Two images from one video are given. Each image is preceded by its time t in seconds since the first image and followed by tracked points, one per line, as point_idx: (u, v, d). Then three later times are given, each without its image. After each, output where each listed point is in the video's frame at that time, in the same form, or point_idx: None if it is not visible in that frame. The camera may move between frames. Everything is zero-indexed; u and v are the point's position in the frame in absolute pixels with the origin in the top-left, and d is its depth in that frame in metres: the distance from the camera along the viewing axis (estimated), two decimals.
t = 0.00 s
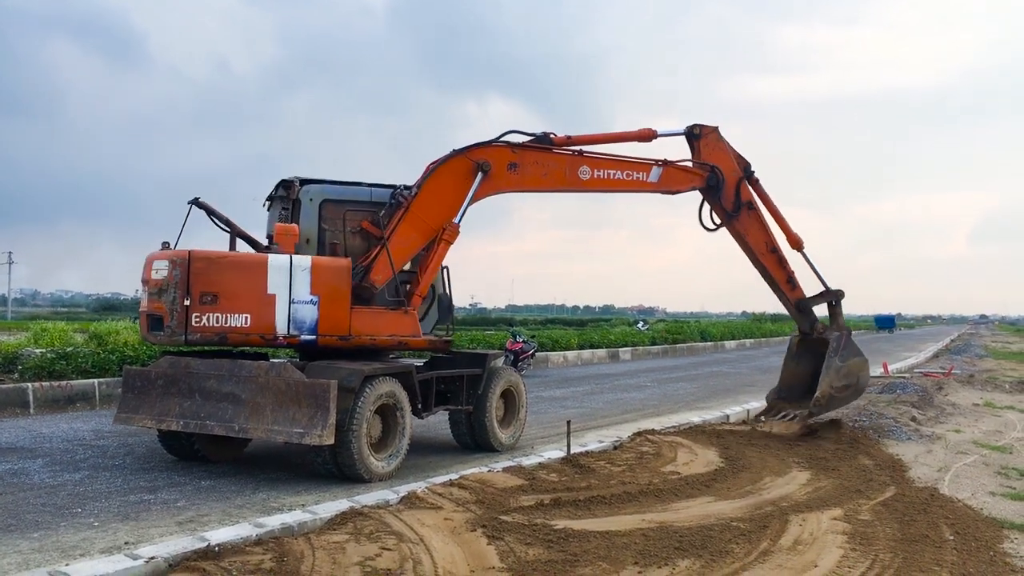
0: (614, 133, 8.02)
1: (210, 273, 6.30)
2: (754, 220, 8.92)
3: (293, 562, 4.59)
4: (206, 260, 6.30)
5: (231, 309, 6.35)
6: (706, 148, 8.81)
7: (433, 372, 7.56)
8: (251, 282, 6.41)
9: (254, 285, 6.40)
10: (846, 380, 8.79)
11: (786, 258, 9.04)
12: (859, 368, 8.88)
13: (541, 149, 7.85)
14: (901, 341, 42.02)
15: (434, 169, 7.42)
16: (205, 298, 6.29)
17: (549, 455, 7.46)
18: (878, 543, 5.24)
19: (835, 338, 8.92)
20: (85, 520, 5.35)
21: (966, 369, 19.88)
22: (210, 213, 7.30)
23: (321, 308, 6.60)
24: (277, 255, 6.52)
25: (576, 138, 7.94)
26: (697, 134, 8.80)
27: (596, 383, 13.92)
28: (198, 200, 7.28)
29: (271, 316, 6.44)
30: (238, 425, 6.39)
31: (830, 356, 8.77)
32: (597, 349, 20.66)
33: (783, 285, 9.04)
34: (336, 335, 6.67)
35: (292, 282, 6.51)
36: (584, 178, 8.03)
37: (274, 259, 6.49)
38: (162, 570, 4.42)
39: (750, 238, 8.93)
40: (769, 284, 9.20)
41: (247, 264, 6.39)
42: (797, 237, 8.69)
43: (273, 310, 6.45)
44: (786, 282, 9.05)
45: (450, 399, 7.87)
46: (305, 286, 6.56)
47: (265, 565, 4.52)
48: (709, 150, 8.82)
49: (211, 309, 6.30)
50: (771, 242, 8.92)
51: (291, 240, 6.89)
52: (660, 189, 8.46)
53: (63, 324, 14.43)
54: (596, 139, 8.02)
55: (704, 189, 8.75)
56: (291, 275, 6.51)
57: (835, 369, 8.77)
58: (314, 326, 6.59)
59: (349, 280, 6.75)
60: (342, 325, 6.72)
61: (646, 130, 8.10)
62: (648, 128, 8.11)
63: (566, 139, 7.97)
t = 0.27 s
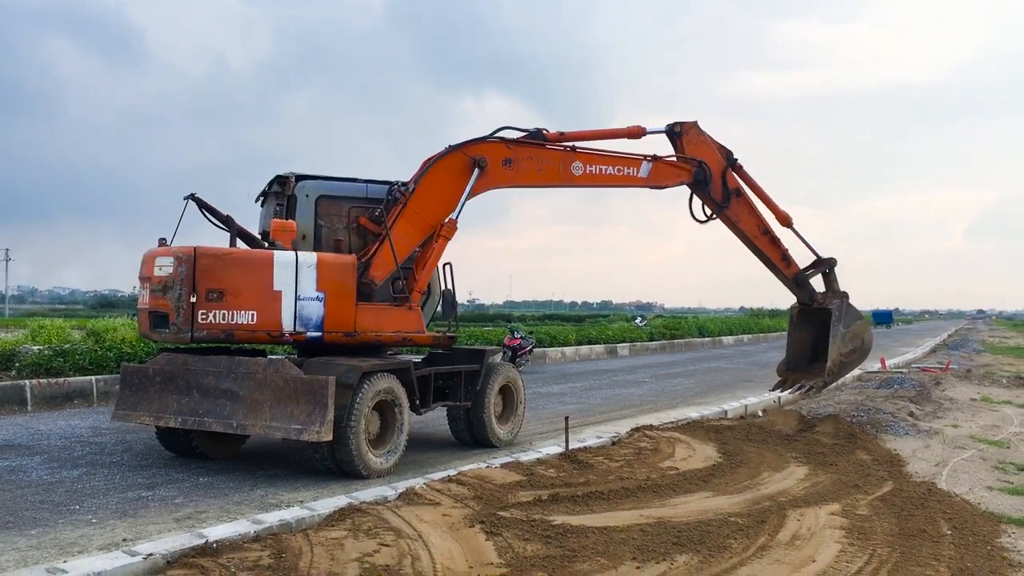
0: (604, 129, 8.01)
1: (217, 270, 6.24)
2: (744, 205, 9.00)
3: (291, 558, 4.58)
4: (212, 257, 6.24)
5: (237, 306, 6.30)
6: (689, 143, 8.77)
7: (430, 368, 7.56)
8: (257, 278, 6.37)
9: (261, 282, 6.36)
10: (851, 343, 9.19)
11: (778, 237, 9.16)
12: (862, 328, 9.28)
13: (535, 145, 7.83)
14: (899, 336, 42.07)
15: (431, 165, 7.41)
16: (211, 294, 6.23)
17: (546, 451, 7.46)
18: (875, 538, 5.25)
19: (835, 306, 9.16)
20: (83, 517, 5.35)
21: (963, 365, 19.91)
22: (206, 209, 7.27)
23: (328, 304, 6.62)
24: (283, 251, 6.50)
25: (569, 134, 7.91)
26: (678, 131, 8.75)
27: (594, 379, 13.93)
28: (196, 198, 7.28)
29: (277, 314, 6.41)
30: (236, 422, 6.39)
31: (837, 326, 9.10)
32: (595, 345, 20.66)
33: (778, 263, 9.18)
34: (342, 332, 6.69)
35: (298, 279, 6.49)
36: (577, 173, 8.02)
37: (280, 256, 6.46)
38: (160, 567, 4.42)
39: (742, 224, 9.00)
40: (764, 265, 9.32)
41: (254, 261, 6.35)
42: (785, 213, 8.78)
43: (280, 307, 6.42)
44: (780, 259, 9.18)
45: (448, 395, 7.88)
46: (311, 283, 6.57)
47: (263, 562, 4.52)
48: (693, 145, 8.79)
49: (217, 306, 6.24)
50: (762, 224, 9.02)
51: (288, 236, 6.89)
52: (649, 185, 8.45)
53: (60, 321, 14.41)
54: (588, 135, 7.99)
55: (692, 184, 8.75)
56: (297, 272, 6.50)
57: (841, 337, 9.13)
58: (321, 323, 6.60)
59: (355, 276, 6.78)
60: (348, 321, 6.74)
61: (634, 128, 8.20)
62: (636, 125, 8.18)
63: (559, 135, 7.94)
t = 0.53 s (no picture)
0: (597, 124, 8.01)
1: (215, 265, 6.22)
2: (738, 193, 9.01)
3: (288, 553, 4.58)
4: (210, 252, 6.22)
5: (236, 302, 6.30)
6: (679, 137, 8.76)
7: (427, 362, 7.56)
8: (255, 273, 6.36)
9: (259, 277, 6.35)
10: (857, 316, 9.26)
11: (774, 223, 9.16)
12: (867, 295, 9.35)
13: (530, 139, 7.83)
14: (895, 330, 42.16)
15: (426, 160, 7.39)
16: (209, 290, 6.22)
17: (543, 445, 7.47)
18: (872, 531, 5.26)
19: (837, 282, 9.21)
20: (80, 513, 5.34)
21: (959, 358, 19.94)
22: (201, 204, 7.25)
23: (325, 300, 6.65)
24: (281, 247, 6.49)
25: (563, 128, 7.91)
26: (668, 126, 8.72)
27: (591, 373, 13.94)
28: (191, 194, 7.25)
29: (275, 309, 6.41)
30: (232, 417, 6.38)
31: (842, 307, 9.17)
32: (592, 340, 20.67)
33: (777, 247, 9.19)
34: (340, 327, 6.72)
35: (296, 274, 6.50)
36: (572, 166, 8.01)
37: (278, 251, 6.45)
38: (158, 562, 4.41)
39: (738, 212, 9.01)
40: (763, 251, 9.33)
41: (252, 256, 6.34)
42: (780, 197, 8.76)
43: (278, 303, 6.42)
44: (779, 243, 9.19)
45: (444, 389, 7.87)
46: (309, 278, 6.58)
47: (260, 557, 4.51)
48: (683, 139, 8.77)
49: (215, 302, 6.24)
50: (757, 210, 9.03)
51: (285, 231, 6.89)
52: (643, 178, 8.43)
53: (56, 316, 14.39)
54: (581, 129, 7.99)
55: (686, 177, 8.75)
56: (295, 267, 6.51)
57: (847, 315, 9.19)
58: (318, 318, 6.63)
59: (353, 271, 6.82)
60: (346, 317, 6.76)
61: (631, 121, 8.19)
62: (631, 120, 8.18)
63: (553, 130, 7.94)
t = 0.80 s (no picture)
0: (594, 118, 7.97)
1: (209, 259, 6.21)
2: (738, 186, 8.98)
3: (285, 547, 4.58)
4: (204, 246, 6.21)
5: (231, 296, 6.28)
6: (677, 131, 8.73)
7: (423, 356, 7.55)
8: (250, 267, 6.34)
9: (253, 271, 6.33)
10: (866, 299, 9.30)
11: (775, 215, 9.14)
12: (872, 275, 9.38)
13: (527, 132, 7.79)
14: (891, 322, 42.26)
15: (423, 153, 7.37)
16: (204, 284, 6.20)
17: (540, 439, 7.47)
18: (868, 523, 5.27)
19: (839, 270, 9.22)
20: (76, 507, 5.33)
21: (954, 351, 20.00)
22: (196, 198, 7.23)
23: (321, 294, 6.60)
24: (276, 240, 6.45)
25: (560, 122, 7.87)
26: (666, 120, 8.69)
27: (588, 367, 13.94)
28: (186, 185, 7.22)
29: (270, 303, 6.39)
30: (228, 411, 6.37)
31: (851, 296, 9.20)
32: (588, 333, 20.68)
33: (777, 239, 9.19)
34: (335, 321, 6.68)
35: (292, 268, 6.47)
36: (570, 160, 7.99)
37: (273, 245, 6.42)
38: (154, 556, 4.41)
39: (739, 206, 8.99)
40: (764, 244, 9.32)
41: (247, 250, 6.33)
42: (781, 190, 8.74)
43: (273, 297, 6.39)
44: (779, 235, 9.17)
45: (441, 383, 7.86)
46: (305, 272, 6.53)
47: (257, 551, 4.51)
48: (681, 132, 8.74)
49: (210, 296, 6.22)
50: (757, 202, 9.01)
51: (281, 225, 6.85)
52: (640, 172, 8.41)
53: (51, 311, 14.35)
54: (579, 123, 7.95)
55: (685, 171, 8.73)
56: (290, 261, 6.47)
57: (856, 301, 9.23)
58: (314, 312, 6.57)
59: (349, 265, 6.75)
60: (342, 310, 6.72)
61: (628, 115, 8.14)
62: (630, 113, 8.12)
63: (551, 123, 7.89)
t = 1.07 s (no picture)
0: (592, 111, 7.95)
1: (202, 253, 6.20)
2: (740, 178, 8.97)
3: (282, 541, 4.58)
4: (197, 240, 6.20)
5: (224, 290, 6.28)
6: (678, 122, 8.73)
7: (420, 350, 7.55)
8: (243, 261, 6.33)
9: (246, 265, 6.32)
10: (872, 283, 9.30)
11: (778, 207, 9.11)
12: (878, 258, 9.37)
13: (525, 125, 7.78)
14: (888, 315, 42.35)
15: (419, 146, 7.36)
16: (197, 277, 6.20)
17: (537, 432, 7.48)
18: (864, 515, 5.28)
19: (844, 261, 9.20)
20: (73, 502, 5.33)
21: (949, 343, 20.05)
22: (193, 192, 7.22)
23: (314, 288, 6.59)
24: (269, 234, 6.44)
25: (559, 115, 7.85)
26: (666, 113, 8.70)
27: (584, 360, 13.95)
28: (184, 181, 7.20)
29: (263, 297, 6.38)
30: (225, 405, 6.36)
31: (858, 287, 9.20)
32: (585, 326, 20.69)
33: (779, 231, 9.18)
34: (328, 315, 6.68)
35: (284, 261, 6.47)
36: (569, 153, 7.99)
37: (266, 239, 6.42)
38: (152, 550, 4.41)
39: (739, 198, 8.99)
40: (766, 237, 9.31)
41: (240, 244, 6.31)
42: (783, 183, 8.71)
43: (265, 291, 6.39)
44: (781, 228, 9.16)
45: (438, 376, 7.86)
46: (297, 266, 6.53)
47: (254, 545, 4.51)
48: (682, 125, 8.74)
49: (203, 290, 6.22)
50: (759, 194, 9.00)
51: (276, 218, 6.85)
52: (640, 165, 8.40)
53: (46, 305, 14.30)
54: (578, 115, 7.94)
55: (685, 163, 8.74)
56: (282, 255, 6.46)
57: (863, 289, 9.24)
58: (307, 306, 6.58)
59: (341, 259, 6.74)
60: (335, 304, 6.72)
61: (627, 107, 8.11)
62: (629, 105, 8.09)
63: (549, 115, 7.88)
